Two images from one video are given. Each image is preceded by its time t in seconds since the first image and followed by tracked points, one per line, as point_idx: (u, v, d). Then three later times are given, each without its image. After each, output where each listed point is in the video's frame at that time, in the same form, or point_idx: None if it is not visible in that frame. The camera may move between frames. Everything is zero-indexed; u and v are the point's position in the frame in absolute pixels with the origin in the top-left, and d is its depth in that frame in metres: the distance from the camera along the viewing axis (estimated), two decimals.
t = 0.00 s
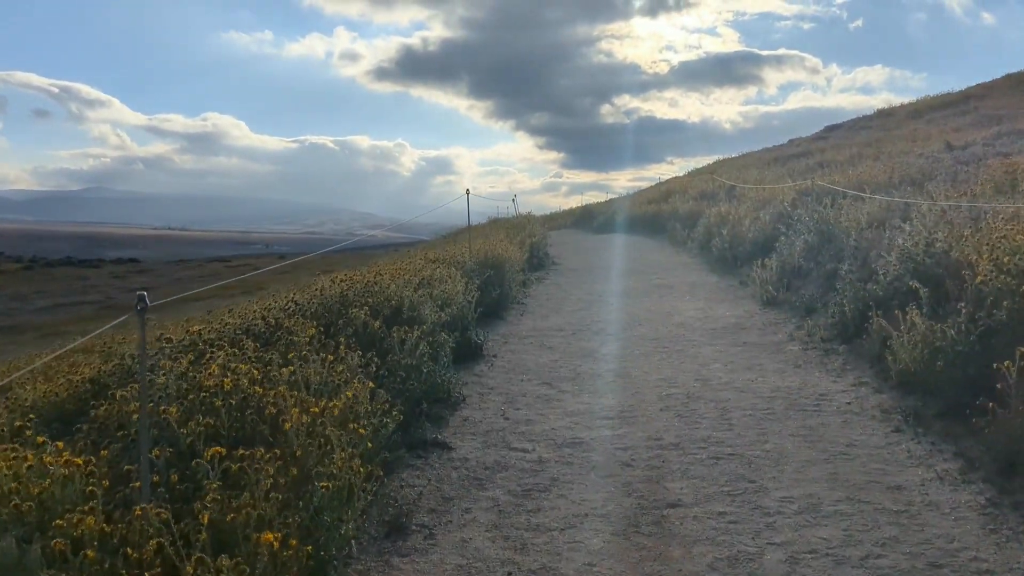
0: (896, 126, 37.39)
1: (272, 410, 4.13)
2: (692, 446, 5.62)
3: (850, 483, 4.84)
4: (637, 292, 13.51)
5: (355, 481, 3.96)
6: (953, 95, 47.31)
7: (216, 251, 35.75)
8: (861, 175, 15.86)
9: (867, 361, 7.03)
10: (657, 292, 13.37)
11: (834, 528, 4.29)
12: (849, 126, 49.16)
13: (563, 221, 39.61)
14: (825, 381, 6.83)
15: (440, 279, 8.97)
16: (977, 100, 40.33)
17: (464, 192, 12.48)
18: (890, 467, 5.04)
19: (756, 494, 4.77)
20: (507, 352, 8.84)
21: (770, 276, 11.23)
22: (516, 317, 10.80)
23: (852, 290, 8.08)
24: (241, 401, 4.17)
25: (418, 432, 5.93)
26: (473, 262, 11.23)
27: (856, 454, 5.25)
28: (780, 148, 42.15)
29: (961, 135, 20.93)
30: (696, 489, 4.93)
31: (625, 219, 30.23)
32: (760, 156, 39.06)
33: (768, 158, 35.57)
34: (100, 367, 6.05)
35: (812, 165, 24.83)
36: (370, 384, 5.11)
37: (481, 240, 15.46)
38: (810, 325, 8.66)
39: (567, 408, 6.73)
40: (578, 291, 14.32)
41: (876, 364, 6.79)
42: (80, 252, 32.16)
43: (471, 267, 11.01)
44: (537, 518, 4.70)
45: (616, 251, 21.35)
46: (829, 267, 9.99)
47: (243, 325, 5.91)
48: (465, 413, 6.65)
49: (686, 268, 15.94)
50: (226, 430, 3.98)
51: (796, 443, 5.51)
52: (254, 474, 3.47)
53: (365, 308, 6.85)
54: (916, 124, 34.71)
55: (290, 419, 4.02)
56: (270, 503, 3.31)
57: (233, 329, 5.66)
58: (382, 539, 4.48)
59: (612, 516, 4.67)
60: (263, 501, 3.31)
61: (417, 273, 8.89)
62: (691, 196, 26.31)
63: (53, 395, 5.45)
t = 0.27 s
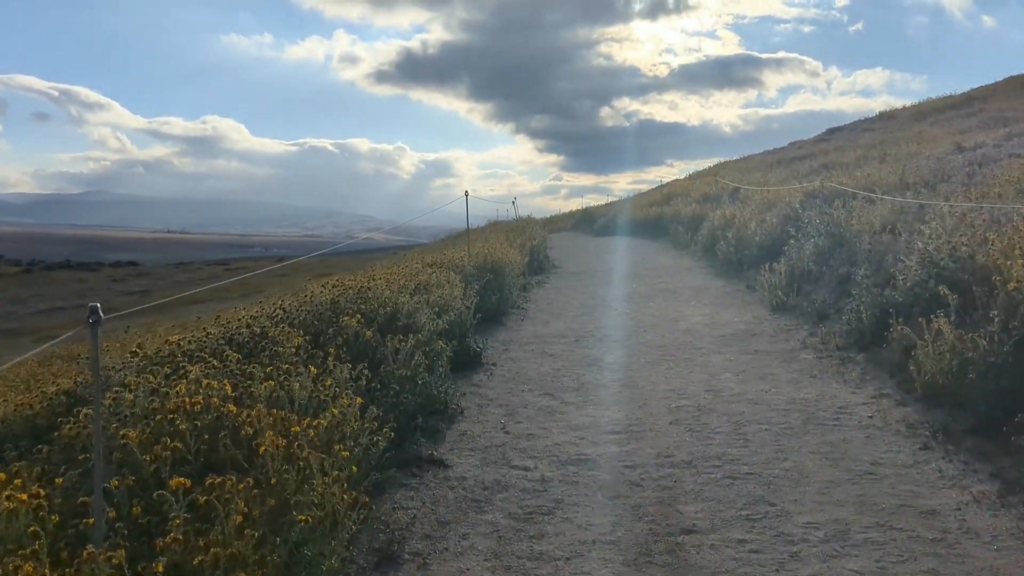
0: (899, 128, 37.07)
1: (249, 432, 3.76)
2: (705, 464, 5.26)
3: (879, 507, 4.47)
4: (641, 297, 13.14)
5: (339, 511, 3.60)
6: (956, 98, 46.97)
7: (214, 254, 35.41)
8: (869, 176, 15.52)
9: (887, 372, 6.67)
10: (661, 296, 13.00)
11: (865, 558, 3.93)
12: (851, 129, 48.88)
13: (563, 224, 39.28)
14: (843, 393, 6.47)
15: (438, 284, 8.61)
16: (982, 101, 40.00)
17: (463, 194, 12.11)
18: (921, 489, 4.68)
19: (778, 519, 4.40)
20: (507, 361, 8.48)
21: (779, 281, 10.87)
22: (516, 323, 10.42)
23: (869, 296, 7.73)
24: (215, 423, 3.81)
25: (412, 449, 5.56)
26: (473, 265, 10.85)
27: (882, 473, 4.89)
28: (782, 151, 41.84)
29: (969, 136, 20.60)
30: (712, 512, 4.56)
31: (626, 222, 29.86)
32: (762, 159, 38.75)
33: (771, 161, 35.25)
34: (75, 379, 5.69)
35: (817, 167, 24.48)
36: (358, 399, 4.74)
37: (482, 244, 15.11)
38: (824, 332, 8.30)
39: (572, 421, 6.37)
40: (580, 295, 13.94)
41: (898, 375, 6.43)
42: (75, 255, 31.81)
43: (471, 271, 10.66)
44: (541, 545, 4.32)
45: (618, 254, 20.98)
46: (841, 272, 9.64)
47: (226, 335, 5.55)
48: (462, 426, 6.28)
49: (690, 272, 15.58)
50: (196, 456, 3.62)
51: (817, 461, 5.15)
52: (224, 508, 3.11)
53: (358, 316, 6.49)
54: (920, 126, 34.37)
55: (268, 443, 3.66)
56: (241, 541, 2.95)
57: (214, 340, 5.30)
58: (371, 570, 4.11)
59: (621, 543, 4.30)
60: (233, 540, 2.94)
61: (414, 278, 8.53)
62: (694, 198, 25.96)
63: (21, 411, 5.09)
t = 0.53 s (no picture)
0: (902, 129, 36.75)
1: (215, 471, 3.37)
2: (716, 492, 4.88)
3: (909, 546, 4.09)
4: (643, 304, 12.78)
5: (315, 562, 3.21)
6: (959, 99, 46.64)
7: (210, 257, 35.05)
8: (876, 180, 15.18)
9: (907, 390, 6.30)
10: (664, 303, 12.63)
11: None
12: (853, 131, 48.59)
13: (563, 227, 38.96)
14: (860, 413, 6.10)
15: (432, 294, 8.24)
16: (984, 103, 39.68)
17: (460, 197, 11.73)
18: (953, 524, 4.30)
19: (800, 559, 4.03)
20: (505, 374, 8.10)
21: (786, 289, 10.51)
22: (514, 333, 10.04)
23: (884, 308, 7.37)
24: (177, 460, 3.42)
25: (400, 476, 5.19)
26: (470, 271, 10.46)
27: (908, 505, 4.52)
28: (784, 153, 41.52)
29: (976, 139, 20.28)
30: (728, 550, 4.18)
31: (626, 224, 29.49)
32: (763, 161, 38.42)
33: (773, 163, 34.93)
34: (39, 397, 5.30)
35: (820, 170, 24.13)
36: (341, 428, 4.36)
37: (480, 248, 14.74)
38: (836, 345, 7.94)
39: (573, 442, 5.99)
40: (580, 302, 13.56)
41: (920, 395, 6.06)
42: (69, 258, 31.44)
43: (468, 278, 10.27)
44: None
45: (618, 258, 20.60)
46: (852, 281, 9.28)
47: (203, 352, 5.17)
48: (455, 448, 5.91)
49: (693, 277, 15.21)
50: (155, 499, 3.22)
51: (836, 491, 4.78)
52: (179, 566, 2.72)
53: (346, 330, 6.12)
54: (923, 128, 34.03)
55: (236, 485, 3.27)
56: None
57: (188, 358, 4.91)
58: None
59: None
60: None
61: (408, 287, 8.15)
62: (695, 201, 25.60)
63: None
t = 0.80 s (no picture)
0: (905, 130, 36.45)
1: (180, 508, 2.99)
2: (731, 519, 4.53)
3: None
4: (646, 309, 12.43)
5: None
6: (961, 100, 46.31)
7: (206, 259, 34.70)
8: (884, 181, 14.86)
9: (930, 405, 5.96)
10: (668, 309, 12.28)
11: None
12: (855, 132, 48.30)
13: (563, 228, 38.64)
14: (881, 429, 5.75)
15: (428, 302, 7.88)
16: (988, 103, 39.35)
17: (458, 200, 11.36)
18: (990, 556, 3.96)
19: None
20: (504, 386, 7.73)
21: (796, 295, 10.17)
22: (514, 341, 9.67)
23: (902, 317, 7.03)
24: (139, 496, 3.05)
25: (392, 499, 4.82)
26: (469, 276, 10.08)
27: (941, 535, 4.17)
28: (785, 154, 41.23)
29: (983, 140, 19.96)
30: None
31: (627, 226, 29.18)
32: (765, 162, 38.11)
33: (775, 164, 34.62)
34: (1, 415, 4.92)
35: (825, 172, 23.79)
36: (327, 453, 3.99)
37: (479, 252, 14.40)
38: (850, 355, 7.60)
39: (576, 461, 5.65)
40: (581, 307, 13.20)
41: (945, 412, 5.72)
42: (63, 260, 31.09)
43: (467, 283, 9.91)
44: None
45: (619, 261, 20.26)
46: (866, 287, 8.94)
47: (179, 368, 4.79)
48: (450, 468, 5.55)
49: (697, 281, 14.87)
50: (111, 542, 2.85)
51: (861, 518, 4.42)
52: None
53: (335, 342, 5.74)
54: (927, 129, 33.70)
55: (203, 526, 2.89)
56: None
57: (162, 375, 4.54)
58: None
59: None
60: None
61: (403, 295, 7.78)
62: (697, 203, 25.26)
63: None
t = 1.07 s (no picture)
0: (908, 129, 36.12)
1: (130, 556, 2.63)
2: (747, 549, 4.17)
3: None
4: (649, 312, 12.06)
5: None
6: (964, 99, 45.91)
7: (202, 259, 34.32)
8: (892, 181, 14.51)
9: (954, 420, 5.61)
10: (671, 312, 11.92)
11: None
12: (856, 131, 47.97)
13: (562, 228, 38.29)
14: (903, 446, 5.39)
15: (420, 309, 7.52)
16: (991, 102, 38.96)
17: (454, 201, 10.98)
18: None
19: None
20: (502, 397, 7.36)
21: (805, 299, 9.80)
22: (514, 347, 9.28)
23: (921, 324, 6.67)
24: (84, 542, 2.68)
25: (381, 523, 4.47)
26: (465, 278, 9.69)
27: (978, 569, 3.81)
28: (787, 154, 40.89)
29: (990, 139, 19.62)
30: None
31: (627, 226, 28.83)
32: (767, 161, 37.76)
33: (777, 163, 34.28)
34: None
35: (829, 171, 23.42)
36: (305, 482, 3.64)
37: (478, 253, 14.04)
38: (865, 363, 7.23)
39: (579, 480, 5.29)
40: (582, 309, 12.83)
41: (972, 429, 5.38)
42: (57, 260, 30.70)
43: (464, 285, 9.54)
44: None
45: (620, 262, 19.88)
46: (878, 291, 8.57)
47: (150, 384, 4.43)
48: (444, 488, 5.20)
49: (700, 283, 14.49)
50: None
51: (889, 548, 4.06)
52: None
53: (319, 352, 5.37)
54: (931, 128, 33.33)
55: None
56: None
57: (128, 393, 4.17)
58: None
59: None
60: None
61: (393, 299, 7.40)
62: (699, 203, 24.88)
63: None
